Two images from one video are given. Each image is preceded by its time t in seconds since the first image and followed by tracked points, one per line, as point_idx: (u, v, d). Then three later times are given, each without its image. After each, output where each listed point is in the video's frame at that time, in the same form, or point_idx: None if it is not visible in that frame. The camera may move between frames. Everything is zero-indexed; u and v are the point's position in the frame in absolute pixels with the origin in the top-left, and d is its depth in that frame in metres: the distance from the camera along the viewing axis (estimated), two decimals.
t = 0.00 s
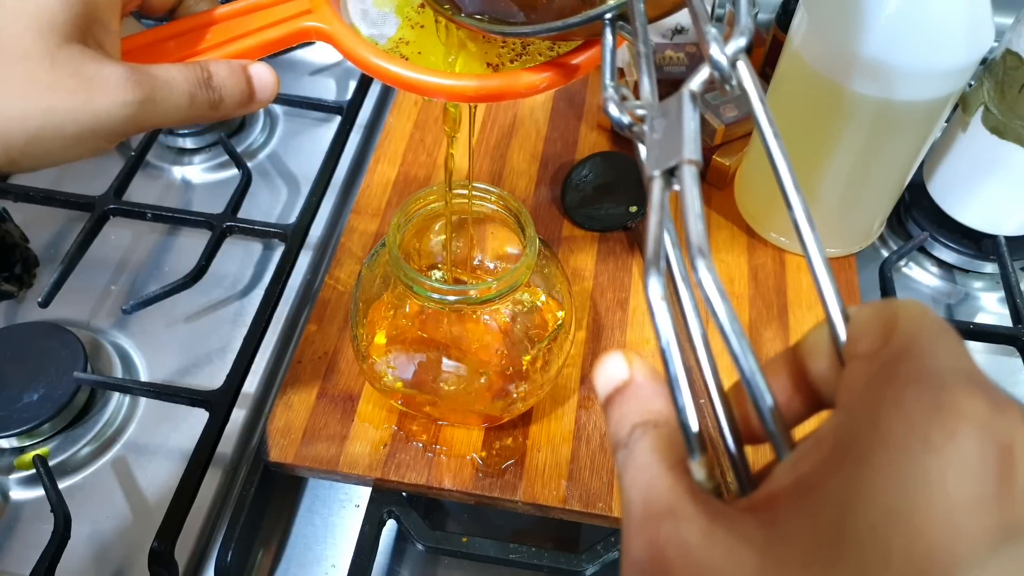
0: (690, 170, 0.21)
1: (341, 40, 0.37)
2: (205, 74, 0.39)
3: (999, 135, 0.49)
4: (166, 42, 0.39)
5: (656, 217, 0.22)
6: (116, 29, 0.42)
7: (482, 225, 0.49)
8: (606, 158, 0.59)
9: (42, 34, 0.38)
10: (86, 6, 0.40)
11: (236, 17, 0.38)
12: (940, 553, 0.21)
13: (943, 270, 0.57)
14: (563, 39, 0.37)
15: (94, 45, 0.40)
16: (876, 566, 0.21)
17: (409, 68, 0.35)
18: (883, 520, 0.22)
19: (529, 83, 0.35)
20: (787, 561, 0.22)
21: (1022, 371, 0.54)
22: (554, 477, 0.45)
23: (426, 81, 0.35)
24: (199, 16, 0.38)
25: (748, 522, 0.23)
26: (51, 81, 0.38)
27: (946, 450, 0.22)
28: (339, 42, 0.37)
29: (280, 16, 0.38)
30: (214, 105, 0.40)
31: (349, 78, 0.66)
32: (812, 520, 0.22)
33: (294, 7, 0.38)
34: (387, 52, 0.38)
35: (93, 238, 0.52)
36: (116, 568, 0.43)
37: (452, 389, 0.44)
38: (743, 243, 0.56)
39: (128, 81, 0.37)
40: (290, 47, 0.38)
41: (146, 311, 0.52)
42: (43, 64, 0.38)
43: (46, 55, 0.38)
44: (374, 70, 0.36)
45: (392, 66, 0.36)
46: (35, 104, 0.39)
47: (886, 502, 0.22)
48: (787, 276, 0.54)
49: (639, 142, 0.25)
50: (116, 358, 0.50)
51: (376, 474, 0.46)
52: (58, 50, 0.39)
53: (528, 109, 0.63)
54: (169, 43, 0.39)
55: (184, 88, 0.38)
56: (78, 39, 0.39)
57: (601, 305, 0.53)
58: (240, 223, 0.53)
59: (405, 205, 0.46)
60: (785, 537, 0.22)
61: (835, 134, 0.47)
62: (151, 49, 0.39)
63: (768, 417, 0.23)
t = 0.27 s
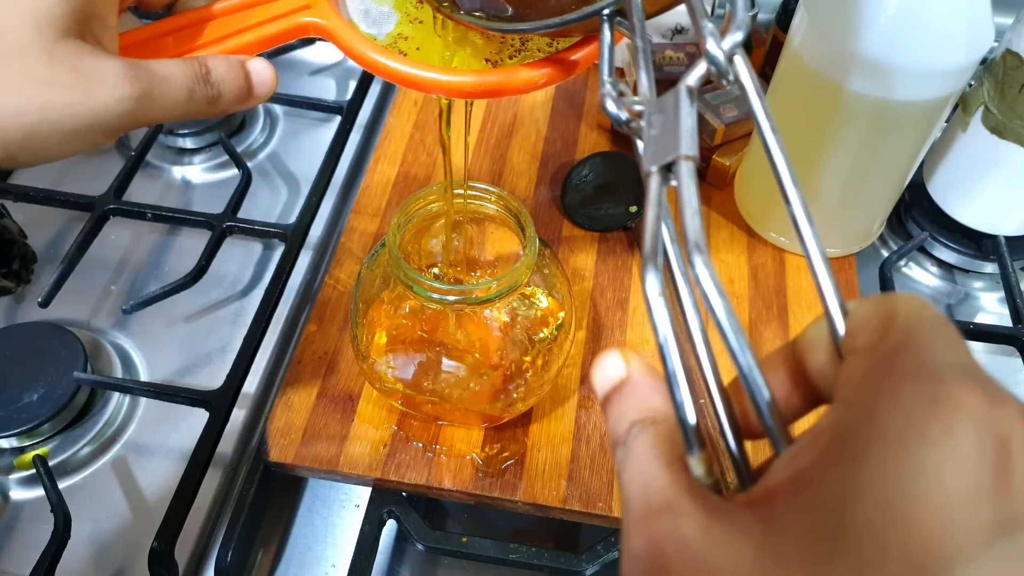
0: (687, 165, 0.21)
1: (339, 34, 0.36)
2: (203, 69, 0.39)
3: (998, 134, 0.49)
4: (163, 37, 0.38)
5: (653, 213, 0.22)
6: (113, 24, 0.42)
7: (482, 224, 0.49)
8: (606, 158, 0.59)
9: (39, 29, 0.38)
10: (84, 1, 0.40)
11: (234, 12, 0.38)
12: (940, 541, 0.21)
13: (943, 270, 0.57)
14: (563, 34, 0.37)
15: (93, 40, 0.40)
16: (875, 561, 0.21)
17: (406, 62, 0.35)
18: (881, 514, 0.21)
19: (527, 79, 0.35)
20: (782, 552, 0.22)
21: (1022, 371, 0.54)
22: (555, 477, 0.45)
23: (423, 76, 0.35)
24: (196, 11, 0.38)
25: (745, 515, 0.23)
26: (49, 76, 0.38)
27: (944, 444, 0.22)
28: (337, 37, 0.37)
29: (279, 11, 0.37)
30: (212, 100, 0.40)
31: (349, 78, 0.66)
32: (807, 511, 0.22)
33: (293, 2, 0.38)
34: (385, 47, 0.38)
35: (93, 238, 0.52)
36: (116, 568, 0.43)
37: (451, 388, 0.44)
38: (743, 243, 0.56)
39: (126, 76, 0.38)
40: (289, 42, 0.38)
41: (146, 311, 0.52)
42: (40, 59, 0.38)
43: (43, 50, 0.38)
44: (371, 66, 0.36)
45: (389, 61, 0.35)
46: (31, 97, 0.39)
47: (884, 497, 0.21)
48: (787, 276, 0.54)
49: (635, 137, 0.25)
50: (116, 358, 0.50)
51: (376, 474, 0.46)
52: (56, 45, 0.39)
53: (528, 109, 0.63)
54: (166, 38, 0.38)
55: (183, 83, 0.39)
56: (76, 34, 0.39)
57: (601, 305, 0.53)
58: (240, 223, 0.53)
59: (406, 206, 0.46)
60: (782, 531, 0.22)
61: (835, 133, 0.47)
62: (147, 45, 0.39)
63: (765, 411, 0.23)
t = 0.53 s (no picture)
0: (573, 233, 0.25)
1: (296, 35, 0.41)
2: (152, 61, 0.40)
3: (999, 135, 0.49)
4: (116, 29, 0.41)
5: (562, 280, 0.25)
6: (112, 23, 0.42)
7: (484, 223, 0.49)
8: (606, 157, 0.59)
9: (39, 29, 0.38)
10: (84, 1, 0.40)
11: (190, 8, 0.41)
12: (902, 552, 0.20)
13: (943, 270, 0.57)
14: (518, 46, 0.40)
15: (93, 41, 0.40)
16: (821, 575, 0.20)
17: (365, 66, 0.41)
18: (822, 526, 0.20)
19: (485, 92, 0.41)
20: (755, 551, 0.21)
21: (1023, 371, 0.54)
22: (555, 477, 0.45)
23: (382, 81, 0.41)
24: (153, 4, 0.41)
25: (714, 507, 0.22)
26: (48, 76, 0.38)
27: (866, 445, 0.22)
28: (297, 38, 0.41)
29: (236, 10, 0.41)
30: (164, 93, 0.40)
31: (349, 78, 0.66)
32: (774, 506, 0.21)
33: (251, 2, 0.41)
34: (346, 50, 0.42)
35: (93, 238, 0.53)
36: (116, 568, 0.43)
37: (452, 389, 0.44)
38: (744, 243, 0.56)
39: (71, 68, 0.38)
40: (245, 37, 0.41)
41: (146, 311, 0.52)
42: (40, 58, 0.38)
43: (39, 49, 0.38)
44: (330, 67, 0.41)
45: (351, 66, 0.41)
46: (26, 96, 0.38)
47: (823, 507, 0.21)
48: (787, 276, 0.54)
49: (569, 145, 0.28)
50: (116, 358, 0.50)
51: (376, 474, 0.46)
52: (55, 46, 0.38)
53: (528, 109, 0.63)
54: (120, 30, 0.41)
55: (132, 75, 0.39)
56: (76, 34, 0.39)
57: (601, 305, 0.53)
58: (240, 223, 0.53)
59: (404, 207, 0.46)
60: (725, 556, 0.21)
61: (836, 133, 0.47)
62: (96, 36, 0.41)
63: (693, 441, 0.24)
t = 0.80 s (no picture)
0: (589, 225, 0.25)
1: (295, 32, 0.42)
2: (151, 62, 0.40)
3: (999, 135, 0.49)
4: (113, 29, 0.41)
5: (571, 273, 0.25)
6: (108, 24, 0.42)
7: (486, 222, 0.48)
8: (606, 157, 0.59)
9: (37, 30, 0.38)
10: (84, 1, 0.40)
11: (188, 7, 0.42)
12: (921, 552, 0.20)
13: (942, 270, 0.57)
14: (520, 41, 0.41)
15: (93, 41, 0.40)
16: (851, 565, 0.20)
17: (364, 64, 0.42)
18: (852, 518, 0.21)
19: (491, 87, 0.42)
20: (780, 546, 0.21)
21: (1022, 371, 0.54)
22: (554, 477, 0.45)
23: (385, 79, 0.41)
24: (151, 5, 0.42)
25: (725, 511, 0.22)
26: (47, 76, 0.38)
27: (890, 443, 0.22)
28: (296, 36, 0.42)
29: (234, 7, 0.42)
30: (163, 94, 0.40)
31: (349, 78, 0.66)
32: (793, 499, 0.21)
33: None
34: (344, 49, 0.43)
35: (92, 238, 0.52)
36: (116, 568, 0.43)
37: (451, 388, 0.44)
38: (743, 243, 0.56)
39: (67, 68, 0.38)
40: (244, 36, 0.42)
41: (146, 311, 0.52)
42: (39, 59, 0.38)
43: (37, 50, 0.37)
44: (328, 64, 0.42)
45: (350, 63, 0.42)
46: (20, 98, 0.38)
47: (854, 499, 0.21)
48: (787, 275, 0.55)
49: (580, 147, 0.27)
50: (116, 358, 0.50)
51: (376, 474, 0.46)
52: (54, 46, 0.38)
53: (528, 109, 0.63)
54: (118, 30, 0.41)
55: (129, 76, 0.39)
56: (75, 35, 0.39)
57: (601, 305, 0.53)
58: (240, 223, 0.53)
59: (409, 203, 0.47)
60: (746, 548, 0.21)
61: (835, 133, 0.47)
62: (95, 37, 0.42)
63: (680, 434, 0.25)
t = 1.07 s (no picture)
0: (640, 197, 0.25)
1: (296, 27, 0.41)
2: (153, 59, 0.40)
3: (998, 134, 0.49)
4: (115, 26, 0.41)
5: (612, 240, 0.26)
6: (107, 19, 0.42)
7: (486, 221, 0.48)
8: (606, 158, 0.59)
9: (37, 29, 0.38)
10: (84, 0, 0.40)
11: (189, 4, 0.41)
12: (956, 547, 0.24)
13: (942, 270, 0.57)
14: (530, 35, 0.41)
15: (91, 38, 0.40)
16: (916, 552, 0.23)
17: (367, 58, 0.41)
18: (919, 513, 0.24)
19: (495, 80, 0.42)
20: (870, 528, 0.23)
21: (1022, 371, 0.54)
22: (554, 477, 0.45)
23: (387, 74, 0.41)
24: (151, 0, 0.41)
25: (784, 501, 0.24)
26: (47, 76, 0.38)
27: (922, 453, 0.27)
28: (297, 30, 0.41)
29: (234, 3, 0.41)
30: (165, 91, 0.41)
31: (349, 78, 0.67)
32: (870, 489, 0.24)
33: None
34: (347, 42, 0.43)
35: (93, 238, 0.52)
36: (116, 568, 0.43)
37: (451, 388, 0.44)
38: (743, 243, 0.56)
39: (70, 65, 0.38)
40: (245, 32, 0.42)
41: (146, 311, 0.52)
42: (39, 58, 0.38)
43: (37, 48, 0.38)
44: (329, 58, 0.41)
45: (352, 57, 0.41)
46: (22, 95, 0.38)
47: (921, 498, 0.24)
48: (787, 276, 0.54)
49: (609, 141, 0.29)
50: (116, 358, 0.50)
51: (376, 474, 0.46)
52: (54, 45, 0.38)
53: (528, 109, 0.63)
54: (119, 27, 0.41)
55: (132, 73, 0.39)
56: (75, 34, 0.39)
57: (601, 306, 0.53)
58: (240, 222, 0.53)
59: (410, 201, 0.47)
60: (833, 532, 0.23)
61: (837, 134, 0.47)
62: (96, 33, 0.41)
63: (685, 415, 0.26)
